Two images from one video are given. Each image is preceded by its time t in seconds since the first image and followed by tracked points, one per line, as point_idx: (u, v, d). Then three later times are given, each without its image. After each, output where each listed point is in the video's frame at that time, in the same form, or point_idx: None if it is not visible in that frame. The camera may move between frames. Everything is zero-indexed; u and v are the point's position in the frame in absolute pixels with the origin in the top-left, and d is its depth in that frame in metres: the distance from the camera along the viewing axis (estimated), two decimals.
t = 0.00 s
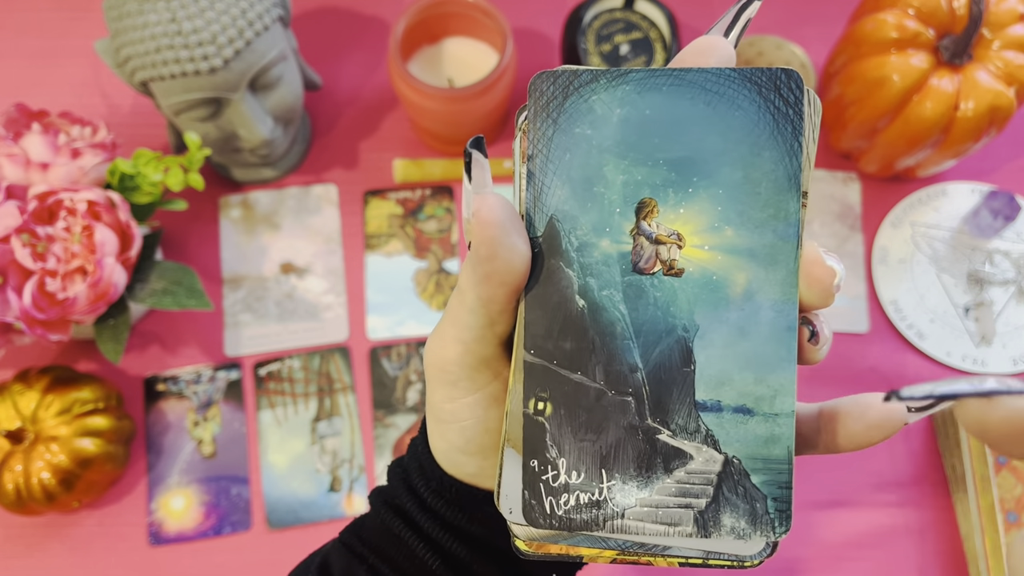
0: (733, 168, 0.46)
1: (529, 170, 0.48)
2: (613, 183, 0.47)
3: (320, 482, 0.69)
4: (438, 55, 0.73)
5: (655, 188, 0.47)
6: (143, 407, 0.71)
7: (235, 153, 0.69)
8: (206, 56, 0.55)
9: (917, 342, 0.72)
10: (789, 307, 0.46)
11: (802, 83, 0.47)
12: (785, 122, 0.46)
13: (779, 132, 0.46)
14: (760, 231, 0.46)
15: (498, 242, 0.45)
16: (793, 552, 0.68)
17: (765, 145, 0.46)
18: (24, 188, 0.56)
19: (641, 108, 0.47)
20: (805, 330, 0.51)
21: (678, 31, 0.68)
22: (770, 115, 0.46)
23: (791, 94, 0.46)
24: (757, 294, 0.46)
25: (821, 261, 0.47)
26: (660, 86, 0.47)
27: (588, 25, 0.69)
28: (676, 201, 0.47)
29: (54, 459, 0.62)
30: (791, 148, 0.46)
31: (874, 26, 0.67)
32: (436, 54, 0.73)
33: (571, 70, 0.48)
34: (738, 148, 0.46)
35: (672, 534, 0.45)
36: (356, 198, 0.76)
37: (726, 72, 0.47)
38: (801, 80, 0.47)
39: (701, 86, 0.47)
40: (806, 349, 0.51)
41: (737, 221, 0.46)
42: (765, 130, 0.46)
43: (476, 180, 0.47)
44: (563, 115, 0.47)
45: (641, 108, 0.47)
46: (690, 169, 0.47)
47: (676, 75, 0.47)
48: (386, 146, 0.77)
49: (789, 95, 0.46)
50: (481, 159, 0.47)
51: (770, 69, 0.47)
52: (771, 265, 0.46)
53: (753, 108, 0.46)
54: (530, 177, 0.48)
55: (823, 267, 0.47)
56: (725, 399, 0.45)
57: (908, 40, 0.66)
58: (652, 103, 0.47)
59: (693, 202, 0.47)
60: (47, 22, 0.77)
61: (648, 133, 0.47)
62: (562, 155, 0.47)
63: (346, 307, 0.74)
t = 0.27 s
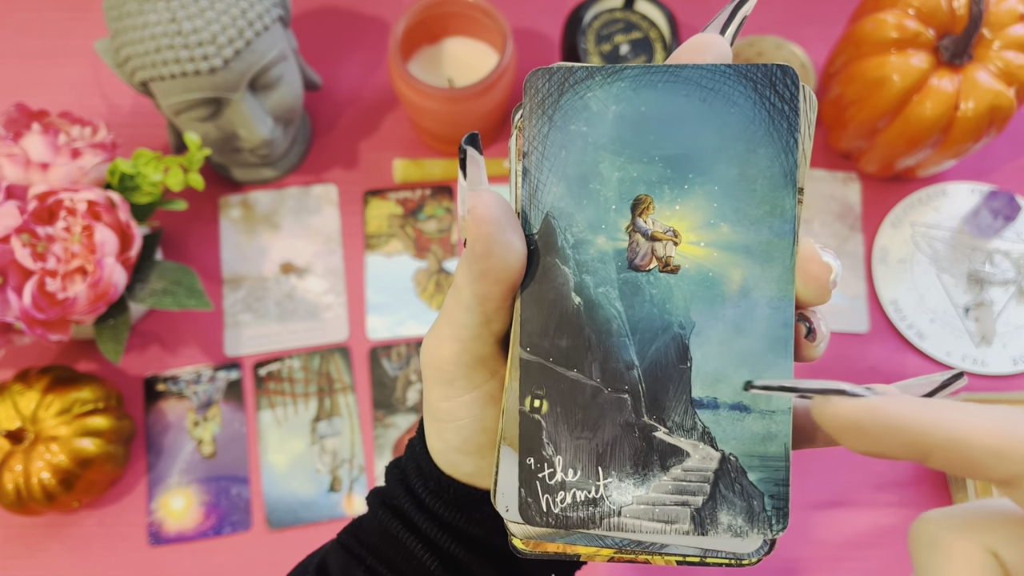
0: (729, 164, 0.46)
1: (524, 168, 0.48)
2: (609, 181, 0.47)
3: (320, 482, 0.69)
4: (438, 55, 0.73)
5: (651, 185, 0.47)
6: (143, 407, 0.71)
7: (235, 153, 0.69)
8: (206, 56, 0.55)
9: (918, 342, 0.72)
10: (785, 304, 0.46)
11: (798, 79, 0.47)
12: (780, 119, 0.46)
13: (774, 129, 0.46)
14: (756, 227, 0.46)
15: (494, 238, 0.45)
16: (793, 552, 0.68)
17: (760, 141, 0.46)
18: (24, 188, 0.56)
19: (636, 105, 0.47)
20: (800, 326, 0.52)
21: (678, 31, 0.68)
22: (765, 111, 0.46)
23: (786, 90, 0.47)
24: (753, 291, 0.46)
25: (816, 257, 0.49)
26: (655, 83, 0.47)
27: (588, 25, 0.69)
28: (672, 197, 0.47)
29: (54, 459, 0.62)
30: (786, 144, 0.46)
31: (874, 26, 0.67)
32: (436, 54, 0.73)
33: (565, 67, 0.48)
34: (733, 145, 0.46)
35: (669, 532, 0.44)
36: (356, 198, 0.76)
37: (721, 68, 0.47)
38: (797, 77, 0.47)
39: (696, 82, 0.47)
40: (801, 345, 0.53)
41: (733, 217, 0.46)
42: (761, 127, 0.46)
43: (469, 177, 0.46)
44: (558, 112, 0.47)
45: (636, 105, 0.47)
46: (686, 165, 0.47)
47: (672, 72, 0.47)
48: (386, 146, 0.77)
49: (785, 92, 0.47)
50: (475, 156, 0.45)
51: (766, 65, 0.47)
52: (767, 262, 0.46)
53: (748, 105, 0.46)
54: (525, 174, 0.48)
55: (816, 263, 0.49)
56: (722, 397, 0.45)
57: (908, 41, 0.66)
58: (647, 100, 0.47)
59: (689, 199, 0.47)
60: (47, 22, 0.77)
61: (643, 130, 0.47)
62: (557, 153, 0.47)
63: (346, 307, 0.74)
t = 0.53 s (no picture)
0: (738, 171, 0.46)
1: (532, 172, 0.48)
2: (617, 187, 0.47)
3: (320, 482, 0.69)
4: (438, 55, 0.73)
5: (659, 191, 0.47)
6: (143, 407, 0.71)
7: (235, 153, 0.69)
8: (206, 56, 0.55)
9: (918, 342, 0.72)
10: (793, 312, 0.46)
11: (807, 86, 0.46)
12: (790, 126, 0.46)
13: (783, 136, 0.46)
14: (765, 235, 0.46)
15: (501, 244, 0.45)
16: (793, 552, 0.68)
17: (770, 148, 0.46)
18: (24, 188, 0.56)
19: (645, 111, 0.47)
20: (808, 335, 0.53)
21: (679, 31, 0.68)
22: (775, 118, 0.46)
23: (796, 97, 0.46)
24: (761, 299, 0.46)
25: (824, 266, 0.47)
26: (664, 89, 0.47)
27: (588, 25, 0.69)
28: (680, 203, 0.47)
29: (53, 459, 0.62)
30: (796, 151, 0.46)
31: (874, 26, 0.67)
32: (436, 54, 0.73)
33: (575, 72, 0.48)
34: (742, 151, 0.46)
35: (674, 539, 0.45)
36: (356, 198, 0.76)
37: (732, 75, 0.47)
38: (807, 84, 0.47)
39: (705, 89, 0.47)
40: (808, 353, 0.53)
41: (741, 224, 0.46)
42: (770, 133, 0.46)
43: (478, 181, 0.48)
44: (567, 117, 0.47)
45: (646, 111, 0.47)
46: (694, 172, 0.47)
47: (681, 78, 0.47)
48: (386, 146, 0.77)
49: (795, 99, 0.46)
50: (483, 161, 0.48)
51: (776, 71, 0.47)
52: (774, 269, 0.46)
53: (758, 112, 0.46)
54: (533, 179, 0.48)
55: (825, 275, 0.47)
56: (728, 404, 0.45)
57: (908, 40, 0.66)
58: (656, 106, 0.47)
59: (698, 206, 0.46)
60: (47, 22, 0.77)
61: (652, 136, 0.47)
62: (566, 158, 0.47)
63: (346, 307, 0.74)
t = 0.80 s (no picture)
0: (739, 166, 0.46)
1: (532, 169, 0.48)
2: (617, 183, 0.47)
3: (320, 482, 0.69)
4: (438, 55, 0.73)
5: (660, 187, 0.47)
6: (143, 407, 0.71)
7: (235, 153, 0.69)
8: (206, 56, 0.55)
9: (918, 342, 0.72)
10: (795, 308, 0.46)
11: (808, 81, 0.46)
12: (791, 121, 0.46)
13: (784, 131, 0.46)
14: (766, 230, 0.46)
15: (501, 242, 0.45)
16: (794, 552, 0.68)
17: (771, 142, 0.46)
18: (24, 188, 0.56)
19: (646, 106, 0.47)
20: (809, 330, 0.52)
21: (678, 31, 0.68)
22: (776, 112, 0.46)
23: (797, 92, 0.46)
24: (764, 295, 0.46)
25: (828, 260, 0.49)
26: (665, 84, 0.47)
27: (588, 25, 0.69)
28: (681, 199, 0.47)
29: (53, 459, 0.62)
30: (796, 147, 0.46)
31: (874, 26, 0.67)
32: (436, 54, 0.73)
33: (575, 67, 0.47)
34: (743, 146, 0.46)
35: (677, 537, 0.45)
36: (356, 198, 0.76)
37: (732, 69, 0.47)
38: (808, 78, 0.46)
39: (705, 83, 0.47)
40: (811, 350, 0.53)
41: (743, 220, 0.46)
42: (770, 129, 0.46)
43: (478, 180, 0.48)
44: (566, 113, 0.47)
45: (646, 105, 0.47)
46: (695, 168, 0.46)
47: (681, 73, 0.47)
48: (386, 146, 0.77)
49: (796, 93, 0.46)
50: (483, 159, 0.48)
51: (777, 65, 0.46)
52: (776, 265, 0.46)
53: (759, 106, 0.46)
54: (532, 176, 0.47)
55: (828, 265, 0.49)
56: (730, 401, 0.45)
57: (908, 41, 0.66)
58: (656, 102, 0.47)
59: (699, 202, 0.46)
60: (47, 22, 0.77)
61: (652, 130, 0.47)
62: (566, 153, 0.47)
63: (346, 307, 0.73)
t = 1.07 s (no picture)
0: (755, 174, 0.47)
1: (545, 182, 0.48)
2: (632, 194, 0.47)
3: (320, 482, 0.69)
4: (438, 55, 0.73)
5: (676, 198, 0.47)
6: (143, 407, 0.71)
7: (235, 153, 0.69)
8: (206, 56, 0.55)
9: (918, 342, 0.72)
10: (813, 316, 0.46)
11: (823, 87, 0.47)
12: (807, 128, 0.47)
13: (800, 138, 0.46)
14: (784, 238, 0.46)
15: (519, 260, 0.45)
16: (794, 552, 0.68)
17: (787, 149, 0.46)
18: (24, 188, 0.56)
19: (660, 116, 0.47)
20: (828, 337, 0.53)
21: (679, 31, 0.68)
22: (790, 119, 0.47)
23: (813, 98, 0.47)
24: (783, 305, 0.46)
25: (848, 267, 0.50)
26: (677, 93, 0.47)
27: (588, 25, 0.69)
28: (697, 209, 0.47)
29: (54, 459, 0.62)
30: (813, 153, 0.46)
31: (874, 26, 0.67)
32: (436, 54, 0.73)
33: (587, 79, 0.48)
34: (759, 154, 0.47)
35: (700, 547, 0.44)
36: (356, 198, 0.76)
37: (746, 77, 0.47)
38: (823, 85, 0.47)
39: (720, 91, 0.47)
40: (829, 356, 0.53)
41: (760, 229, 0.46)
42: (787, 136, 0.46)
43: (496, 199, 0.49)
44: (579, 124, 0.47)
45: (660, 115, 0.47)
46: (711, 177, 0.47)
47: (694, 82, 0.47)
48: (386, 146, 0.77)
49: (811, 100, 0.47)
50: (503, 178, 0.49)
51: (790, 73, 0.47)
52: (794, 273, 0.46)
53: (774, 114, 0.47)
54: (547, 189, 0.47)
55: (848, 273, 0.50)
56: (751, 411, 0.45)
57: (908, 40, 0.66)
58: (669, 111, 0.47)
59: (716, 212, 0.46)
60: (47, 22, 0.77)
61: (667, 140, 0.47)
62: (580, 165, 0.47)
63: (346, 307, 0.73)
